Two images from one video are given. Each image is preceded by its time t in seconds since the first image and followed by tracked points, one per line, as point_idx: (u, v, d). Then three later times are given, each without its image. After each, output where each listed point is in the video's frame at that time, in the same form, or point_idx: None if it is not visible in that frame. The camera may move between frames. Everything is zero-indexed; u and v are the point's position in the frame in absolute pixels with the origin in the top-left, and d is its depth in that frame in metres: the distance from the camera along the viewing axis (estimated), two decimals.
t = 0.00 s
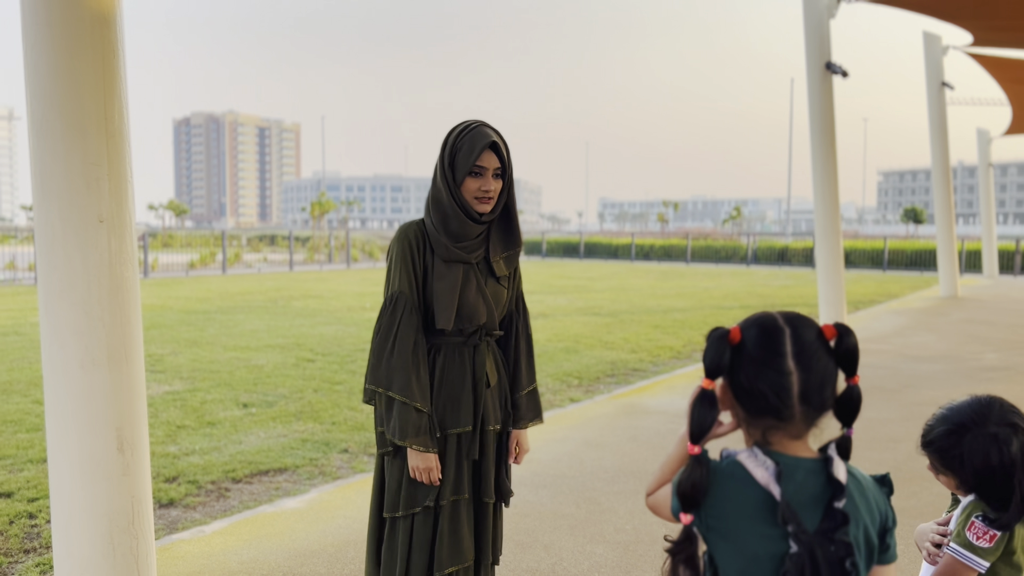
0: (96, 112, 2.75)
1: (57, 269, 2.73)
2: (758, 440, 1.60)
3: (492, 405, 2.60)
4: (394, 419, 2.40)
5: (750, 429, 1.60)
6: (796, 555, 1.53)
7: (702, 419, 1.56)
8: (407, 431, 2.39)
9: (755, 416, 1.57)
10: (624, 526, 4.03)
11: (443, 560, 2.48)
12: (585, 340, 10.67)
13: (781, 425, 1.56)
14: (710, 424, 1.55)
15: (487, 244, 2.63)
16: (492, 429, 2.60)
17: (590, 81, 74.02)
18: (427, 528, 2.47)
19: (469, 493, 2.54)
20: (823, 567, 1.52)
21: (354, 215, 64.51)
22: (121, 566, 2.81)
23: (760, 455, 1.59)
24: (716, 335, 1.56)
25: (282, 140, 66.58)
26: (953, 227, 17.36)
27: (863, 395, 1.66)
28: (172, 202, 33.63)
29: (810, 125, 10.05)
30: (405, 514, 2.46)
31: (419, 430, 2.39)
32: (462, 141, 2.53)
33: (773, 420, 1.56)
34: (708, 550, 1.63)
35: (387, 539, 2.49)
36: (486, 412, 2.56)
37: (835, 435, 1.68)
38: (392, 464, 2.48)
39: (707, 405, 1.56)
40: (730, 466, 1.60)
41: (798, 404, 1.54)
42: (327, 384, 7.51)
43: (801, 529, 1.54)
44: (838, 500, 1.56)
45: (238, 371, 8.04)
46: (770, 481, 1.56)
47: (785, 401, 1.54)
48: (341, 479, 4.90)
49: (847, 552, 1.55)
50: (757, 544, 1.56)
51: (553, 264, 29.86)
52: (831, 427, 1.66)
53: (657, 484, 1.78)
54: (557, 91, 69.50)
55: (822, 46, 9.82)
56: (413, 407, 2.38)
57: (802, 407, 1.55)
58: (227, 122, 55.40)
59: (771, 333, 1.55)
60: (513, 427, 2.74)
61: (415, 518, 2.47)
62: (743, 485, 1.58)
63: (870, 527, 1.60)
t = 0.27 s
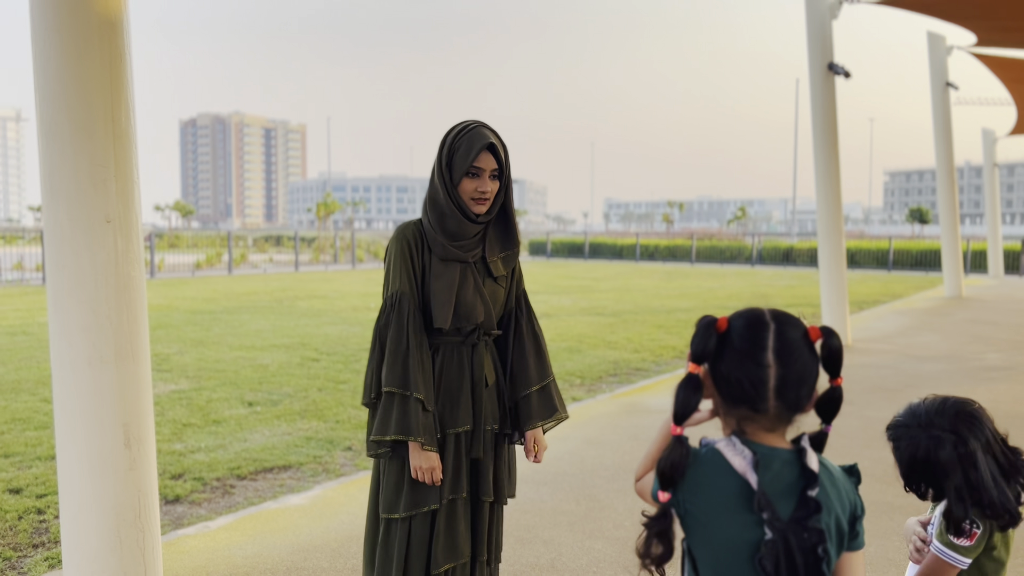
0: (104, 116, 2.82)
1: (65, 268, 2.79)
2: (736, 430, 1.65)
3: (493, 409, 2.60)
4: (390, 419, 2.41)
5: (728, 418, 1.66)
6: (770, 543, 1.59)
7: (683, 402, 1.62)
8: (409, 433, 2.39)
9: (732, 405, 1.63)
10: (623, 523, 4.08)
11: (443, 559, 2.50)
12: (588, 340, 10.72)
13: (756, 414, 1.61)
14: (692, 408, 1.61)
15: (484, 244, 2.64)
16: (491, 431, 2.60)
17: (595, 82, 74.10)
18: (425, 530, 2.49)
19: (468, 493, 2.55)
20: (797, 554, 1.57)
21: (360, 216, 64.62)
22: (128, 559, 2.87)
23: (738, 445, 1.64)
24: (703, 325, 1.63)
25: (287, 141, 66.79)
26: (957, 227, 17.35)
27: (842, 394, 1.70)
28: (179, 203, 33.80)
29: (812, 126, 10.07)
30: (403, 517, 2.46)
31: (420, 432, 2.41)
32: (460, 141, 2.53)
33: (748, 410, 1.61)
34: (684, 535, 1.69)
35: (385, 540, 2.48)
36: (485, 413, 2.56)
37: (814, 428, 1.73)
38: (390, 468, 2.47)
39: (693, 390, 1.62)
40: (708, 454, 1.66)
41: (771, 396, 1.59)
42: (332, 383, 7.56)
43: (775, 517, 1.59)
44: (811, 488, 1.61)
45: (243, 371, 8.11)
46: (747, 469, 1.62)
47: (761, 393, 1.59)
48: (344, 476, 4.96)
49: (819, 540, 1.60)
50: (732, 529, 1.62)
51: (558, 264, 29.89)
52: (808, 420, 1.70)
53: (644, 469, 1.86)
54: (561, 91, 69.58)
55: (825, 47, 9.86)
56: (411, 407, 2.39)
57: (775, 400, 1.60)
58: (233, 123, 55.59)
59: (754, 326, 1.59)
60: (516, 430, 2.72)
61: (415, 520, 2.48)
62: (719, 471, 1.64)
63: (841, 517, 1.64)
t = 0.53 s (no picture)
0: (110, 119, 2.87)
1: (73, 267, 2.84)
2: (721, 424, 1.70)
3: (493, 410, 2.63)
4: (390, 418, 2.44)
5: (715, 411, 1.71)
6: (751, 534, 1.63)
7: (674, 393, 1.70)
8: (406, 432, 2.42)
9: (717, 396, 1.68)
10: (623, 520, 4.12)
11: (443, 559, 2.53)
12: (591, 339, 10.76)
13: (738, 407, 1.66)
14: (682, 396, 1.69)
15: (482, 244, 2.68)
16: (490, 429, 2.61)
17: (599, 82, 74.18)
18: (425, 529, 2.50)
19: (466, 493, 2.57)
20: (778, 544, 1.61)
21: (364, 216, 64.80)
22: (134, 555, 2.92)
23: (723, 438, 1.69)
24: (694, 322, 1.68)
25: (292, 142, 67.01)
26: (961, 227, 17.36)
27: (830, 394, 1.74)
28: (183, 204, 33.91)
29: (814, 126, 10.11)
30: (401, 517, 2.47)
31: (419, 432, 2.44)
32: (460, 139, 2.57)
33: (731, 402, 1.66)
34: (670, 525, 1.74)
35: (381, 541, 2.49)
36: (484, 414, 2.58)
37: (802, 425, 1.77)
38: (389, 469, 2.48)
39: (681, 376, 1.71)
40: (696, 448, 1.71)
41: (752, 389, 1.64)
42: (336, 382, 7.61)
43: (757, 509, 1.63)
44: (794, 483, 1.64)
45: (248, 370, 8.16)
46: (731, 463, 1.66)
47: (743, 387, 1.64)
48: (347, 474, 5.00)
49: (801, 534, 1.63)
50: (717, 523, 1.66)
51: (561, 264, 29.95)
52: (793, 415, 1.74)
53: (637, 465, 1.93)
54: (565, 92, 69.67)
55: (827, 47, 9.89)
56: (409, 406, 2.42)
57: (755, 393, 1.64)
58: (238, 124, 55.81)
59: (741, 322, 1.64)
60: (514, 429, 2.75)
61: (415, 519, 2.49)
62: (701, 461, 1.69)
63: (823, 510, 1.67)
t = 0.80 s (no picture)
0: (114, 120, 2.90)
1: (78, 267, 2.87)
2: (716, 420, 1.73)
3: (499, 412, 2.64)
4: (393, 419, 2.46)
5: (709, 408, 1.74)
6: (744, 530, 1.66)
7: (663, 391, 1.75)
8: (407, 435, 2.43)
9: (710, 391, 1.71)
10: (624, 517, 4.15)
11: (449, 562, 2.53)
12: (592, 339, 10.80)
13: (731, 402, 1.69)
14: (670, 394, 1.75)
15: (484, 245, 2.72)
16: (496, 430, 2.62)
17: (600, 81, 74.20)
18: (430, 531, 2.50)
19: (470, 494, 2.58)
20: (773, 540, 1.64)
21: (365, 217, 64.87)
22: (140, 551, 2.95)
23: (716, 435, 1.72)
24: (688, 322, 1.73)
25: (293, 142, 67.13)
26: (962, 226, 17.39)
27: (824, 388, 1.76)
28: (185, 205, 33.99)
29: (814, 126, 10.13)
30: (406, 518, 2.48)
31: (424, 432, 2.46)
32: (464, 138, 2.60)
33: (722, 397, 1.69)
34: (665, 519, 1.78)
35: (384, 543, 2.49)
36: (488, 413, 2.59)
37: (801, 423, 1.80)
38: (395, 469, 2.49)
39: (674, 375, 1.75)
40: (690, 446, 1.74)
41: (743, 385, 1.67)
42: (337, 382, 7.65)
43: (749, 506, 1.66)
44: (786, 480, 1.66)
45: (250, 370, 8.21)
46: (724, 458, 1.69)
47: (735, 383, 1.67)
48: (350, 473, 5.03)
49: (794, 529, 1.65)
50: (713, 518, 1.69)
51: (563, 264, 30.00)
52: (787, 412, 1.76)
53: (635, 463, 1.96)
54: (566, 92, 69.70)
55: (827, 47, 9.91)
56: (412, 407, 2.44)
57: (748, 387, 1.67)
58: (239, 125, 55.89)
59: (735, 320, 1.68)
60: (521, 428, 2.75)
61: (419, 521, 2.50)
62: (694, 457, 1.73)
63: (818, 507, 1.68)
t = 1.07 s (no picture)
0: (119, 125, 2.93)
1: (83, 269, 2.91)
2: (714, 421, 1.76)
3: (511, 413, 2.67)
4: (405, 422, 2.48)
5: (707, 410, 1.77)
6: (746, 529, 1.69)
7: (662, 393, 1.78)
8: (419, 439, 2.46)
9: (707, 392, 1.75)
10: (623, 516, 4.18)
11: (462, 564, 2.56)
12: (591, 339, 10.83)
13: (727, 402, 1.72)
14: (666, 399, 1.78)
15: (495, 247, 2.77)
16: (508, 431, 2.64)
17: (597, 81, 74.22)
18: (443, 535, 2.53)
19: (483, 496, 2.60)
20: (775, 540, 1.68)
21: (364, 217, 64.83)
22: (144, 553, 2.98)
23: (715, 435, 1.75)
24: (685, 324, 1.76)
25: (291, 143, 66.99)
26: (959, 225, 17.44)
27: (812, 384, 1.79)
28: (183, 206, 33.96)
29: (811, 126, 10.16)
30: (420, 522, 2.50)
31: (439, 434, 2.47)
32: (478, 140, 2.66)
33: (720, 397, 1.72)
34: (665, 519, 1.80)
35: (397, 547, 2.51)
36: (500, 414, 2.62)
37: (792, 419, 1.84)
38: (408, 473, 2.52)
39: (671, 376, 1.78)
40: (692, 445, 1.76)
41: (739, 382, 1.70)
42: (338, 383, 7.68)
43: (751, 504, 1.69)
44: (785, 477, 1.69)
45: (250, 371, 8.24)
46: (724, 459, 1.71)
47: (731, 384, 1.70)
48: (351, 473, 5.06)
49: (795, 525, 1.69)
50: (712, 518, 1.72)
51: (562, 264, 30.03)
52: (781, 411, 1.80)
53: (628, 466, 1.98)
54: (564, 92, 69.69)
55: (823, 47, 9.95)
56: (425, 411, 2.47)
57: (742, 386, 1.70)
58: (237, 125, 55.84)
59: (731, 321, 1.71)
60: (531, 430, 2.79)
61: (433, 524, 2.53)
62: (695, 457, 1.75)
63: (816, 502, 1.73)
